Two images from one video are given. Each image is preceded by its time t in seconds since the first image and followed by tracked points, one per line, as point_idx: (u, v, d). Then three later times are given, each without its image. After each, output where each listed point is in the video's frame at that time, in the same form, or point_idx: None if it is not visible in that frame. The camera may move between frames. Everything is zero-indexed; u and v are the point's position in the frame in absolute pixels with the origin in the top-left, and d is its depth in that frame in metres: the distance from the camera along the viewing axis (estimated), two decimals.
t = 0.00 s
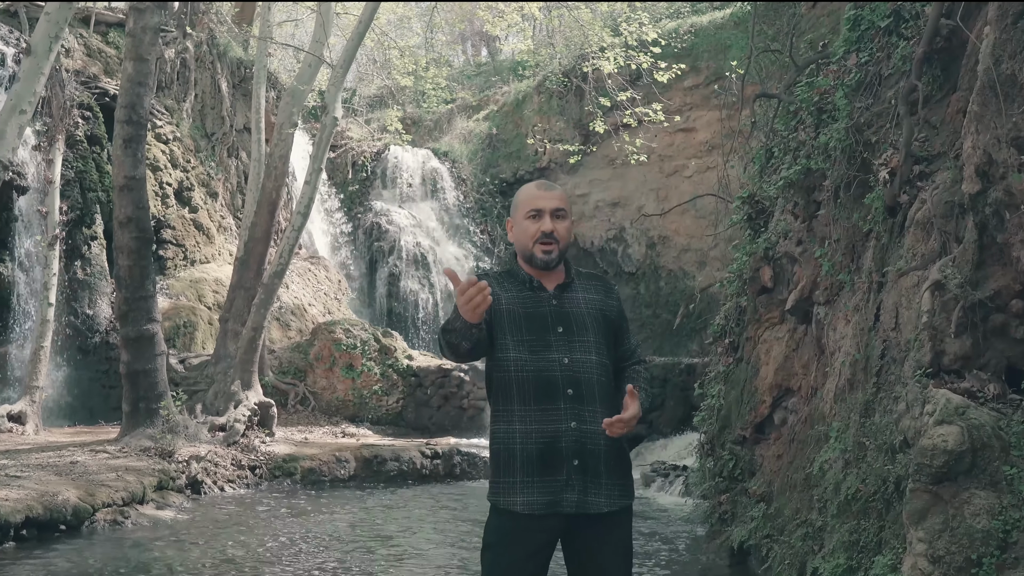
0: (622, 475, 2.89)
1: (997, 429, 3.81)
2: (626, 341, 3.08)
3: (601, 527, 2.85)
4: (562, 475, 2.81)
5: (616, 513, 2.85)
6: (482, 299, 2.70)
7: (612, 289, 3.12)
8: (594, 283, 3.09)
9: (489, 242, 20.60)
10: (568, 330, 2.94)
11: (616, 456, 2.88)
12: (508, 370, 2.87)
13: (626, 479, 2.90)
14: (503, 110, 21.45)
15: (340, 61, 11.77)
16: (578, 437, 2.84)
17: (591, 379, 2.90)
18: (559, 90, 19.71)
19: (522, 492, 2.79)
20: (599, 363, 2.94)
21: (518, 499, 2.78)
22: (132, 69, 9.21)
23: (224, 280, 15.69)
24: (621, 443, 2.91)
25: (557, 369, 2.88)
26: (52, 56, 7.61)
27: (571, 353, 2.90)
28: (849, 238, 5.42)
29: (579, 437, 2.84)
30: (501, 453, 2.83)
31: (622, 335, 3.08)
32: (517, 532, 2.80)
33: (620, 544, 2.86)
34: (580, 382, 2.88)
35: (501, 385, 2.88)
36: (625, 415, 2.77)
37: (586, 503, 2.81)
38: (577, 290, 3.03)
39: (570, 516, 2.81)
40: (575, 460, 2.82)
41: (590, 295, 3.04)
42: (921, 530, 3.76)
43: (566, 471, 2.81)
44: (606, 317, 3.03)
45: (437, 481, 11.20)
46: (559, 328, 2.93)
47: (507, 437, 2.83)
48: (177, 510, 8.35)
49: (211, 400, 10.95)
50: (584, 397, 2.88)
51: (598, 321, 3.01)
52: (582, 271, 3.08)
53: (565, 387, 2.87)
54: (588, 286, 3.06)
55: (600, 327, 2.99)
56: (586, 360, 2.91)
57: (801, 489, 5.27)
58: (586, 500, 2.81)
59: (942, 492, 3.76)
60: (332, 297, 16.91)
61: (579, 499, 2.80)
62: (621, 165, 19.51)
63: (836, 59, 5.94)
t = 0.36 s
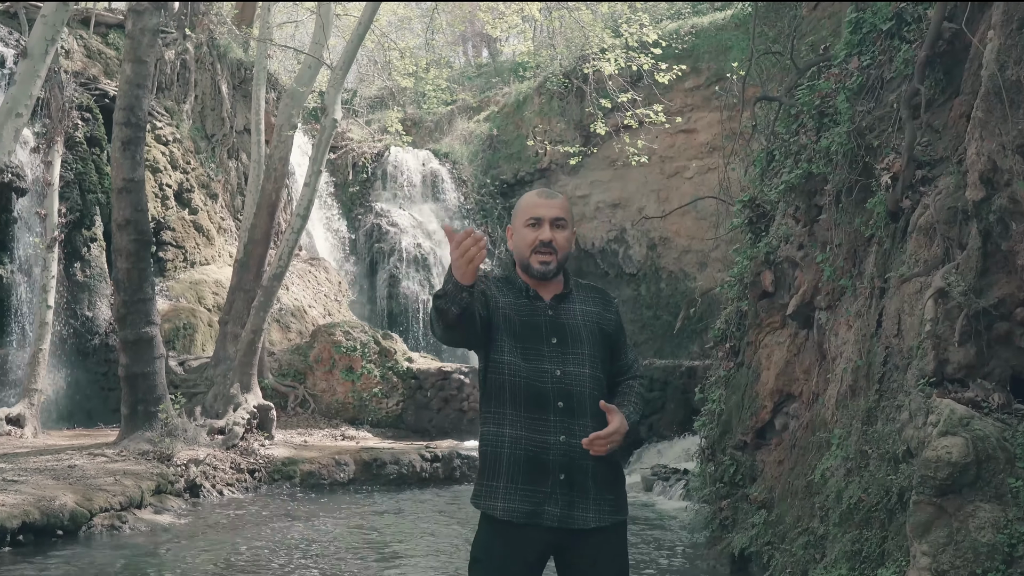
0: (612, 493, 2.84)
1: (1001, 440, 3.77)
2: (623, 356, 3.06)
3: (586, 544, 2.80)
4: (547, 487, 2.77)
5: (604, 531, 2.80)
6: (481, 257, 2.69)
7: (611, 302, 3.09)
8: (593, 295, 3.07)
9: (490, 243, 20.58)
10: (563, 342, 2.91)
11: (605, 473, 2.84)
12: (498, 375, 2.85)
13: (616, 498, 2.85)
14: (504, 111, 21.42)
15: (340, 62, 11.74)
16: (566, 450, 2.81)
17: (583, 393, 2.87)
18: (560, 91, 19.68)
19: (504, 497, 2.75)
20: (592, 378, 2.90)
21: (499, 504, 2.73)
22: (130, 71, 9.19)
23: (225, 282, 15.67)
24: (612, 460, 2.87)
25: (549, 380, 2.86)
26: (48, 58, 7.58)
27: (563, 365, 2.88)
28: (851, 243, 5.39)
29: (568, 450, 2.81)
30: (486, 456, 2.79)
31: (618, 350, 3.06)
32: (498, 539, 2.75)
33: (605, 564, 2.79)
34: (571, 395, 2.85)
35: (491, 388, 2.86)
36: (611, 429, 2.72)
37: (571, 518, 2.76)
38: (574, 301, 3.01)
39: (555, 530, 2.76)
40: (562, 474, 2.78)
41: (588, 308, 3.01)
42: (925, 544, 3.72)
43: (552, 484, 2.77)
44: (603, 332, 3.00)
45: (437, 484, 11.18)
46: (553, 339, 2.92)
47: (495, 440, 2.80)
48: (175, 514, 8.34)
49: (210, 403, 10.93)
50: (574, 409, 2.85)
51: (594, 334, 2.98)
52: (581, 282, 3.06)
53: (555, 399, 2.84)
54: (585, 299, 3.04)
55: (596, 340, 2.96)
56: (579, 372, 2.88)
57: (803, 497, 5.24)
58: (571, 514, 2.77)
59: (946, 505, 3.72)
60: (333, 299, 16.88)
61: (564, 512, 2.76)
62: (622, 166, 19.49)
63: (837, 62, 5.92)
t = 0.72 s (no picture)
0: (610, 495, 2.79)
1: (1012, 441, 3.72)
2: (633, 356, 3.01)
3: (585, 546, 2.75)
4: (540, 485, 2.74)
5: (601, 534, 2.75)
6: (455, 196, 2.61)
7: (622, 301, 3.03)
8: (602, 292, 3.02)
9: (491, 244, 20.54)
10: (564, 339, 2.88)
11: (604, 473, 2.79)
12: (498, 363, 2.84)
13: (615, 500, 2.80)
14: (505, 111, 21.37)
15: (340, 62, 11.70)
16: (562, 449, 2.77)
17: (582, 391, 2.83)
18: (560, 91, 19.64)
19: (497, 489, 2.73)
20: (592, 377, 2.86)
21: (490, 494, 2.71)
22: (129, 70, 9.17)
23: (225, 282, 15.64)
24: (612, 460, 2.82)
25: (548, 377, 2.82)
26: (45, 56, 7.55)
27: (563, 362, 2.85)
28: (855, 241, 5.36)
29: (563, 449, 2.77)
30: (482, 446, 2.78)
31: (627, 349, 3.01)
32: (494, 533, 2.73)
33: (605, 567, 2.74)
34: (569, 393, 2.82)
35: (493, 375, 2.85)
36: (606, 426, 2.65)
37: (567, 519, 2.71)
38: (581, 298, 2.97)
39: (551, 530, 2.71)
40: (557, 473, 2.74)
41: (594, 305, 2.97)
42: (935, 547, 3.68)
43: (545, 482, 2.74)
44: (609, 331, 2.95)
45: (437, 485, 11.14)
46: (554, 335, 2.88)
47: (494, 430, 2.77)
48: (174, 515, 8.30)
49: (209, 403, 10.90)
50: (571, 408, 2.81)
51: (600, 333, 2.93)
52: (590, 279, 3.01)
53: (552, 396, 2.81)
54: (593, 296, 2.99)
55: (600, 338, 2.91)
56: (578, 370, 2.85)
57: (807, 498, 5.21)
58: (566, 514, 2.72)
59: (956, 507, 3.67)
60: (333, 299, 16.85)
61: (558, 512, 2.71)
62: (623, 166, 19.44)
63: (841, 59, 5.88)
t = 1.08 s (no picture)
0: (622, 490, 2.72)
1: None
2: (654, 346, 2.91)
3: (594, 540, 2.69)
4: (547, 477, 2.70)
5: (610, 530, 2.68)
6: (434, 156, 2.59)
7: (644, 290, 2.93)
8: (624, 280, 2.92)
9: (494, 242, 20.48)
10: (576, 328, 2.82)
11: (614, 468, 2.72)
12: (511, 349, 2.83)
13: (628, 496, 2.73)
14: (508, 109, 21.30)
15: (343, 58, 11.65)
16: (569, 441, 2.72)
17: (592, 382, 2.76)
18: (564, 89, 19.58)
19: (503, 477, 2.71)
20: (605, 368, 2.79)
21: (495, 481, 2.69)
22: (131, 64, 9.13)
23: (227, 279, 15.61)
24: (625, 455, 2.75)
25: (557, 366, 2.78)
26: (43, 48, 7.51)
27: (573, 351, 2.79)
28: (865, 234, 5.30)
29: (571, 441, 2.72)
30: (492, 433, 2.77)
31: (649, 340, 2.91)
32: (501, 524, 2.71)
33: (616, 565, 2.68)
34: (578, 383, 2.76)
35: (505, 360, 2.83)
36: (613, 421, 2.59)
37: (574, 513, 2.66)
38: (599, 286, 2.89)
39: (558, 523, 2.66)
40: (564, 465, 2.70)
41: (612, 294, 2.88)
42: (952, 543, 3.59)
43: (551, 474, 2.70)
44: (629, 321, 2.86)
45: (440, 482, 11.09)
46: (566, 323, 2.83)
47: (505, 416, 2.75)
48: (175, 512, 8.26)
49: (211, 401, 10.86)
50: (580, 399, 2.76)
51: (617, 322, 2.85)
52: (610, 266, 2.92)
53: (560, 386, 2.76)
54: (613, 284, 2.90)
55: (616, 328, 2.83)
56: (589, 361, 2.78)
57: (816, 495, 5.15)
58: (573, 508, 2.67)
59: (974, 502, 3.58)
60: (336, 297, 16.81)
61: (564, 504, 2.66)
62: (627, 165, 19.37)
63: (851, 50, 5.83)
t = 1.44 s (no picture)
0: (634, 481, 2.66)
1: None
2: (682, 333, 2.81)
3: (601, 531, 2.65)
4: (557, 462, 2.70)
5: (618, 521, 2.64)
6: (411, 109, 2.70)
7: (671, 272, 2.83)
8: (651, 263, 2.85)
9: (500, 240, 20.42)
10: (591, 310, 2.78)
11: (626, 458, 2.67)
12: (527, 328, 2.85)
13: (641, 488, 2.67)
14: (514, 108, 21.25)
15: (349, 55, 11.62)
16: (577, 425, 2.70)
17: (605, 365, 2.73)
18: (570, 87, 19.52)
19: (515, 456, 2.75)
20: (620, 351, 2.74)
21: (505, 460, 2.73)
22: (135, 60, 9.11)
23: (232, 278, 15.60)
24: (639, 446, 2.69)
25: (570, 347, 2.76)
26: (45, 41, 7.48)
27: (586, 333, 2.76)
28: (878, 226, 5.24)
29: (579, 426, 2.70)
30: (508, 412, 2.81)
31: (675, 325, 2.82)
32: (514, 507, 2.75)
33: (624, 563, 2.62)
34: (590, 366, 2.73)
35: (523, 339, 2.86)
36: (618, 411, 2.55)
37: (580, 500, 2.65)
38: (620, 267, 2.84)
39: (566, 511, 2.67)
40: (572, 450, 2.69)
41: (635, 276, 2.81)
42: (975, 538, 3.49)
43: (561, 458, 2.70)
44: (650, 304, 2.78)
45: (446, 481, 11.04)
46: (582, 305, 2.80)
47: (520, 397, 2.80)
48: (179, 511, 8.22)
49: (217, 399, 10.83)
50: (591, 382, 2.73)
51: (636, 305, 2.78)
52: (637, 247, 2.86)
53: (572, 368, 2.75)
54: (637, 266, 2.84)
55: (634, 311, 2.77)
56: (603, 343, 2.74)
57: (829, 492, 5.09)
58: (580, 495, 2.66)
59: (998, 496, 3.49)
60: (341, 295, 16.77)
61: (571, 491, 2.66)
62: (633, 163, 19.30)
63: (863, 40, 5.76)
